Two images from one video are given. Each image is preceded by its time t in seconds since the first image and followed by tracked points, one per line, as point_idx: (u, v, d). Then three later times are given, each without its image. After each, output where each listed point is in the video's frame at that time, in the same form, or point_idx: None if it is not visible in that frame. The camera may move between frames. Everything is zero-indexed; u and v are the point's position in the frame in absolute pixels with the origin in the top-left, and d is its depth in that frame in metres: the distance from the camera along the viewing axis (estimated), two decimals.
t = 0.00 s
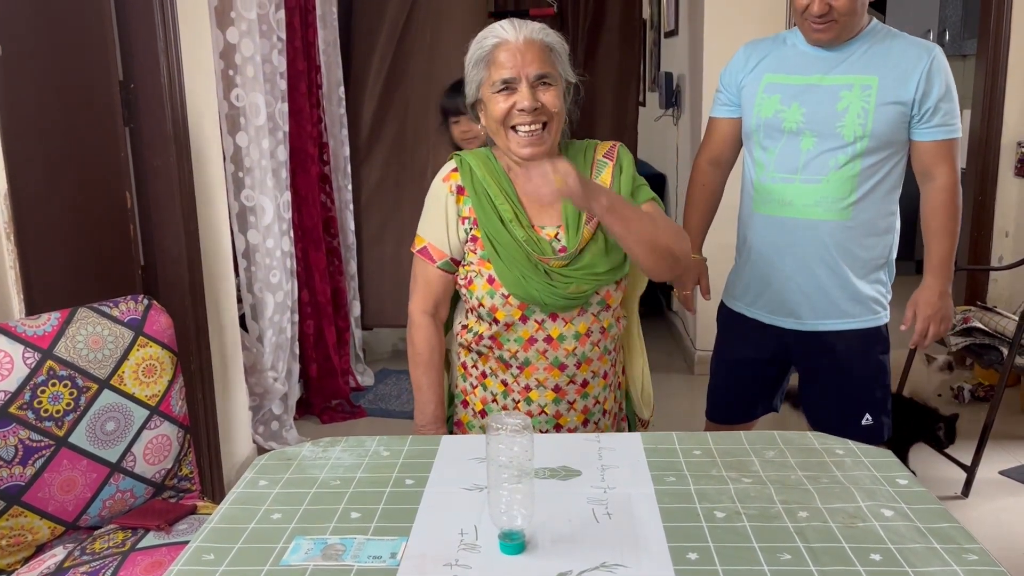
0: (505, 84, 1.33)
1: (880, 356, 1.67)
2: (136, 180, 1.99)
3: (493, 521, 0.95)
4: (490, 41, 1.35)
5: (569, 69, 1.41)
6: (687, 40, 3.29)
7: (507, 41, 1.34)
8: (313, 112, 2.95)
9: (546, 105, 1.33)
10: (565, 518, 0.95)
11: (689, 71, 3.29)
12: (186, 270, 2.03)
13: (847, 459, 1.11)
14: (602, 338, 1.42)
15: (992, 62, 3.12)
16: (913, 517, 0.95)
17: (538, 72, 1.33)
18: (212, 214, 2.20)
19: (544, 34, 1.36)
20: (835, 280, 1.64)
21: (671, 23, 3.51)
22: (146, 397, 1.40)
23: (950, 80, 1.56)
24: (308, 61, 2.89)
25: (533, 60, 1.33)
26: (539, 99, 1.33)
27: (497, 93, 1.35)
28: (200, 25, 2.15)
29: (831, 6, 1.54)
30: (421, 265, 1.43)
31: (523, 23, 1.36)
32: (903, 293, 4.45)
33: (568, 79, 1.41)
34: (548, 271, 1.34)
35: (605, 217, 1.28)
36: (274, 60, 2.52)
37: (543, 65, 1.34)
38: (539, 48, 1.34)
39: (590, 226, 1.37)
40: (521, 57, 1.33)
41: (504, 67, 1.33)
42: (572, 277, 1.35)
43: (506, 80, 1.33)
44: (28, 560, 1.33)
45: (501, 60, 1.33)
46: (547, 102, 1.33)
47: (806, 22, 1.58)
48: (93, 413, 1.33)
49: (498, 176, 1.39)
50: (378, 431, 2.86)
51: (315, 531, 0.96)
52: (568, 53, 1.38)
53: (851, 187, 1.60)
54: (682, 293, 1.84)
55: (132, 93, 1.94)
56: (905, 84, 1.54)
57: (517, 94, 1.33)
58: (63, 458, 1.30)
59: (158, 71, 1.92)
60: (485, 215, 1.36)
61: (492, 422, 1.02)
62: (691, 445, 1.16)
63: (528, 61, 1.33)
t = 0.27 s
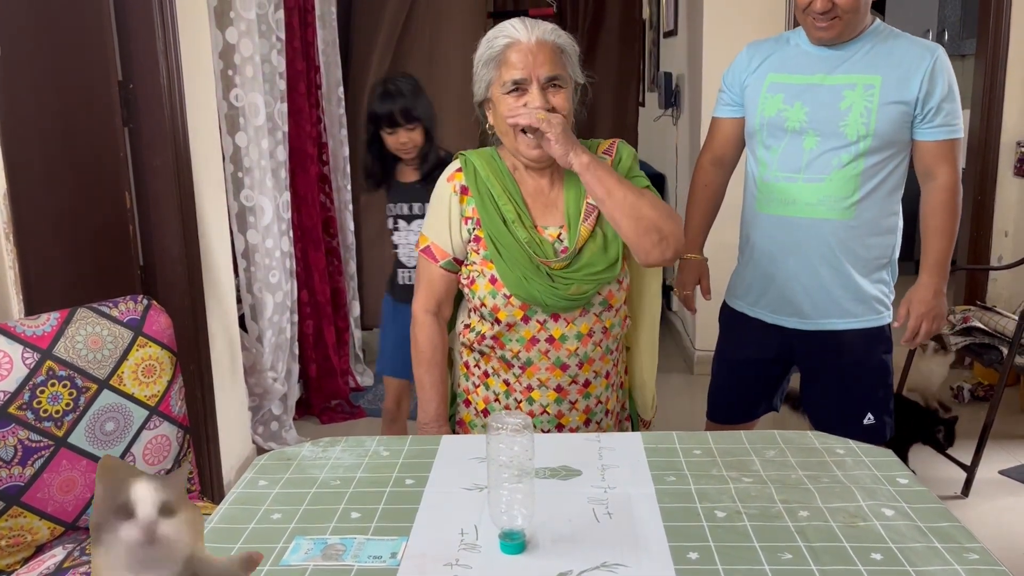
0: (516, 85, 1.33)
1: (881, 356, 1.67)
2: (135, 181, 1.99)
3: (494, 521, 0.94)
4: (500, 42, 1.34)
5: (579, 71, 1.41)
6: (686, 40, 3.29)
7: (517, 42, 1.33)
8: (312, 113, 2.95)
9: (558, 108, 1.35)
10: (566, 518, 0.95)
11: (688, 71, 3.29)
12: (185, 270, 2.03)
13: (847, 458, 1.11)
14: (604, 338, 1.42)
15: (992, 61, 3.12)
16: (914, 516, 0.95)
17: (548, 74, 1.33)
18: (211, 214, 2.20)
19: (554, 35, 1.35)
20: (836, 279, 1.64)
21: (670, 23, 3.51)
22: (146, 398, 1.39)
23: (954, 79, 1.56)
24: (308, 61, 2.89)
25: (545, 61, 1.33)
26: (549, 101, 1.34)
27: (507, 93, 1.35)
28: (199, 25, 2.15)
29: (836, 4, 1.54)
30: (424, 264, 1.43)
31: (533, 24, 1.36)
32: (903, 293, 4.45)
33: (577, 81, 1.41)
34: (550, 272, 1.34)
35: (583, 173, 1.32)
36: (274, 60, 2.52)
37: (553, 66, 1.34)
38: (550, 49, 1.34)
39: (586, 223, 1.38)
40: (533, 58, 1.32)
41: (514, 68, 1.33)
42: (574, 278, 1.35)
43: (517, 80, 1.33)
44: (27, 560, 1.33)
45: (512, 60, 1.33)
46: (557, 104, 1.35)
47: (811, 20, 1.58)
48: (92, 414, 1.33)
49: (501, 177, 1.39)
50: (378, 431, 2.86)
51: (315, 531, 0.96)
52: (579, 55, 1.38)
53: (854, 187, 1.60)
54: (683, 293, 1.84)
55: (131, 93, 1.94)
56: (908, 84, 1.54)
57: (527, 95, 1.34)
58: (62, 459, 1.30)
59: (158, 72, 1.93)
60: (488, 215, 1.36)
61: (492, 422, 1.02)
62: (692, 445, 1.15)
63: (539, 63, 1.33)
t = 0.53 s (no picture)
0: (519, 87, 1.32)
1: (882, 357, 1.67)
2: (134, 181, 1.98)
3: (492, 523, 0.94)
4: (505, 43, 1.33)
5: (586, 72, 1.38)
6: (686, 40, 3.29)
7: (520, 44, 1.32)
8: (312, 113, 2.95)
9: (559, 111, 1.32)
10: (565, 520, 0.95)
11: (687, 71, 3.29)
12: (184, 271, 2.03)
13: (847, 460, 1.10)
14: (608, 345, 1.41)
15: (991, 61, 3.12)
16: (913, 518, 0.95)
17: (550, 75, 1.31)
18: (210, 215, 2.20)
19: (558, 36, 1.33)
20: (836, 280, 1.63)
21: (670, 23, 3.50)
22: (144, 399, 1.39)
23: (955, 80, 1.56)
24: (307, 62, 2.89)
25: (548, 63, 1.31)
26: (551, 103, 1.32)
27: (512, 96, 1.33)
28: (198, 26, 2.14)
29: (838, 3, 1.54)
30: (430, 262, 1.44)
31: (538, 26, 1.34)
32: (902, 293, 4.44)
33: (585, 81, 1.38)
34: (553, 277, 1.34)
35: (622, 222, 1.22)
36: (273, 61, 2.51)
37: (556, 67, 1.31)
38: (553, 50, 1.32)
39: (597, 232, 1.35)
40: (535, 59, 1.31)
41: (516, 70, 1.31)
42: (577, 284, 1.34)
43: (519, 83, 1.31)
44: (26, 562, 1.32)
45: (514, 62, 1.31)
46: (558, 106, 1.33)
47: (812, 20, 1.59)
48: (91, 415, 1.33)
49: (510, 177, 1.38)
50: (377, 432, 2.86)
51: (313, 533, 0.96)
52: (585, 56, 1.35)
53: (855, 187, 1.59)
54: (684, 293, 1.84)
55: (130, 94, 1.93)
56: (909, 84, 1.54)
57: (531, 97, 1.32)
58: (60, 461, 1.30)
59: (156, 71, 1.92)
60: (495, 217, 1.36)
61: (491, 424, 1.02)
62: (691, 446, 1.15)
63: (542, 64, 1.31)
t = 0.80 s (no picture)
0: (522, 96, 1.30)
1: (883, 358, 1.66)
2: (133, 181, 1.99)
3: (492, 524, 0.94)
4: (508, 49, 1.32)
5: (594, 79, 1.35)
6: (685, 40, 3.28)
7: (523, 50, 1.30)
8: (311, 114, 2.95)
9: (559, 120, 1.30)
10: (565, 521, 0.95)
11: (687, 72, 3.28)
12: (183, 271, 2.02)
13: (847, 461, 1.10)
14: (612, 353, 1.39)
15: (991, 61, 3.11)
16: (913, 519, 0.94)
17: (552, 83, 1.29)
18: (209, 216, 2.19)
19: (562, 42, 1.30)
20: (837, 280, 1.63)
21: (669, 23, 3.50)
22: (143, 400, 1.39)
23: (958, 80, 1.55)
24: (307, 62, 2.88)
25: (549, 69, 1.29)
26: (552, 112, 1.30)
27: (516, 104, 1.32)
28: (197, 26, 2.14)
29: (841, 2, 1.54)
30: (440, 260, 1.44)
31: (542, 32, 1.31)
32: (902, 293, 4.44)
33: (593, 89, 1.35)
34: (558, 288, 1.32)
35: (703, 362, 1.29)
36: (272, 61, 2.51)
37: (559, 75, 1.29)
38: (555, 57, 1.29)
39: (608, 247, 1.33)
40: (536, 66, 1.29)
41: (519, 77, 1.30)
42: (581, 296, 1.32)
43: (522, 91, 1.30)
44: (24, 563, 1.32)
45: (518, 69, 1.30)
46: (560, 116, 1.30)
47: (815, 19, 1.58)
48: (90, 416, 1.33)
49: (520, 183, 1.36)
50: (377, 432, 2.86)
51: (312, 535, 0.96)
52: (591, 62, 1.32)
53: (857, 187, 1.59)
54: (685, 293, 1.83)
55: (129, 94, 1.94)
56: (911, 84, 1.54)
57: (533, 106, 1.30)
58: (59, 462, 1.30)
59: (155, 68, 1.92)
60: (502, 224, 1.34)
61: (490, 425, 1.02)
62: (691, 447, 1.15)
63: (543, 72, 1.29)
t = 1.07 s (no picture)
0: (500, 110, 1.28)
1: (883, 357, 1.66)
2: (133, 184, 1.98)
3: (492, 523, 0.94)
4: (486, 64, 1.30)
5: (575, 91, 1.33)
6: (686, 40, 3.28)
7: (500, 64, 1.28)
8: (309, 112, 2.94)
9: (538, 136, 1.27)
10: (565, 519, 0.95)
11: (687, 71, 3.28)
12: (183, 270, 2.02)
13: (848, 460, 1.10)
14: (597, 373, 1.40)
15: (991, 60, 3.11)
16: (914, 518, 0.94)
17: (531, 98, 1.26)
18: (209, 215, 2.19)
19: (542, 55, 1.28)
20: (838, 279, 1.63)
21: (669, 23, 3.50)
22: (143, 398, 1.39)
23: (960, 80, 1.55)
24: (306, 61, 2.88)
25: (527, 82, 1.26)
26: (531, 128, 1.27)
27: (494, 119, 1.29)
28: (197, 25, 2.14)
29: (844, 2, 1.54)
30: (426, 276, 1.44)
31: (522, 44, 1.29)
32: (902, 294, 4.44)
33: (574, 104, 1.33)
34: (538, 314, 1.33)
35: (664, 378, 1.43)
36: (272, 60, 2.51)
37: (538, 90, 1.27)
38: (535, 69, 1.27)
39: (589, 274, 1.33)
40: (515, 80, 1.26)
41: (499, 90, 1.27)
42: (561, 323, 1.33)
43: (500, 105, 1.27)
44: (23, 562, 1.32)
45: (496, 83, 1.28)
46: (540, 131, 1.27)
47: (817, 19, 1.58)
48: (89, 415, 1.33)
49: (499, 205, 1.36)
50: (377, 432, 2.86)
51: (311, 534, 0.95)
52: (572, 75, 1.30)
53: (859, 186, 1.59)
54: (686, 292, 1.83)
55: (129, 92, 1.93)
56: (913, 84, 1.54)
57: (511, 121, 1.27)
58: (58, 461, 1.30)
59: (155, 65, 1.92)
60: (482, 247, 1.34)
61: (490, 423, 1.02)
62: (691, 446, 1.15)
63: (521, 86, 1.26)
